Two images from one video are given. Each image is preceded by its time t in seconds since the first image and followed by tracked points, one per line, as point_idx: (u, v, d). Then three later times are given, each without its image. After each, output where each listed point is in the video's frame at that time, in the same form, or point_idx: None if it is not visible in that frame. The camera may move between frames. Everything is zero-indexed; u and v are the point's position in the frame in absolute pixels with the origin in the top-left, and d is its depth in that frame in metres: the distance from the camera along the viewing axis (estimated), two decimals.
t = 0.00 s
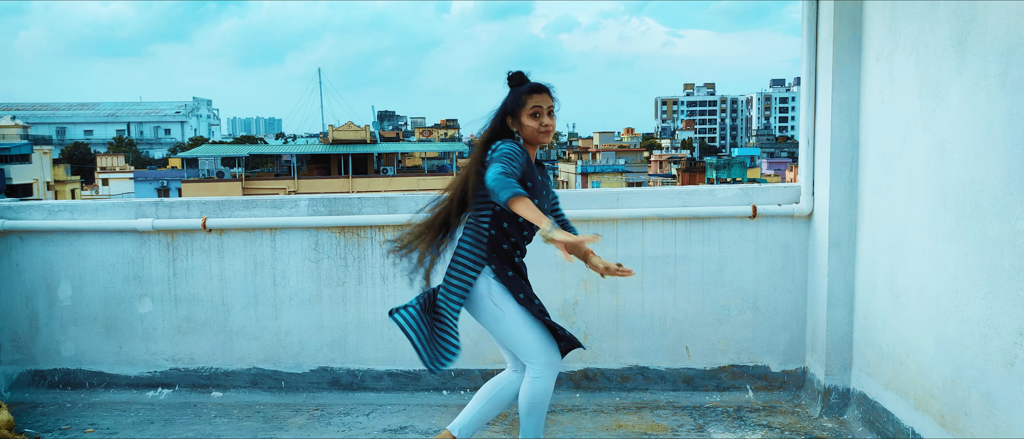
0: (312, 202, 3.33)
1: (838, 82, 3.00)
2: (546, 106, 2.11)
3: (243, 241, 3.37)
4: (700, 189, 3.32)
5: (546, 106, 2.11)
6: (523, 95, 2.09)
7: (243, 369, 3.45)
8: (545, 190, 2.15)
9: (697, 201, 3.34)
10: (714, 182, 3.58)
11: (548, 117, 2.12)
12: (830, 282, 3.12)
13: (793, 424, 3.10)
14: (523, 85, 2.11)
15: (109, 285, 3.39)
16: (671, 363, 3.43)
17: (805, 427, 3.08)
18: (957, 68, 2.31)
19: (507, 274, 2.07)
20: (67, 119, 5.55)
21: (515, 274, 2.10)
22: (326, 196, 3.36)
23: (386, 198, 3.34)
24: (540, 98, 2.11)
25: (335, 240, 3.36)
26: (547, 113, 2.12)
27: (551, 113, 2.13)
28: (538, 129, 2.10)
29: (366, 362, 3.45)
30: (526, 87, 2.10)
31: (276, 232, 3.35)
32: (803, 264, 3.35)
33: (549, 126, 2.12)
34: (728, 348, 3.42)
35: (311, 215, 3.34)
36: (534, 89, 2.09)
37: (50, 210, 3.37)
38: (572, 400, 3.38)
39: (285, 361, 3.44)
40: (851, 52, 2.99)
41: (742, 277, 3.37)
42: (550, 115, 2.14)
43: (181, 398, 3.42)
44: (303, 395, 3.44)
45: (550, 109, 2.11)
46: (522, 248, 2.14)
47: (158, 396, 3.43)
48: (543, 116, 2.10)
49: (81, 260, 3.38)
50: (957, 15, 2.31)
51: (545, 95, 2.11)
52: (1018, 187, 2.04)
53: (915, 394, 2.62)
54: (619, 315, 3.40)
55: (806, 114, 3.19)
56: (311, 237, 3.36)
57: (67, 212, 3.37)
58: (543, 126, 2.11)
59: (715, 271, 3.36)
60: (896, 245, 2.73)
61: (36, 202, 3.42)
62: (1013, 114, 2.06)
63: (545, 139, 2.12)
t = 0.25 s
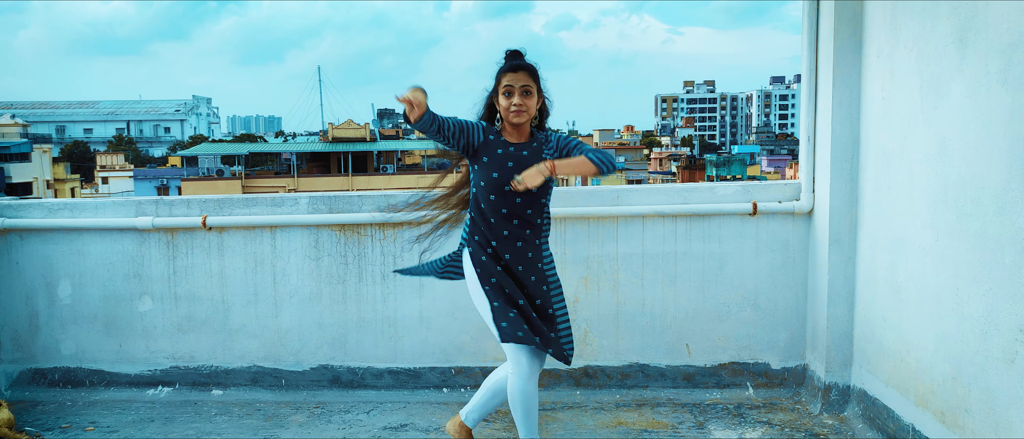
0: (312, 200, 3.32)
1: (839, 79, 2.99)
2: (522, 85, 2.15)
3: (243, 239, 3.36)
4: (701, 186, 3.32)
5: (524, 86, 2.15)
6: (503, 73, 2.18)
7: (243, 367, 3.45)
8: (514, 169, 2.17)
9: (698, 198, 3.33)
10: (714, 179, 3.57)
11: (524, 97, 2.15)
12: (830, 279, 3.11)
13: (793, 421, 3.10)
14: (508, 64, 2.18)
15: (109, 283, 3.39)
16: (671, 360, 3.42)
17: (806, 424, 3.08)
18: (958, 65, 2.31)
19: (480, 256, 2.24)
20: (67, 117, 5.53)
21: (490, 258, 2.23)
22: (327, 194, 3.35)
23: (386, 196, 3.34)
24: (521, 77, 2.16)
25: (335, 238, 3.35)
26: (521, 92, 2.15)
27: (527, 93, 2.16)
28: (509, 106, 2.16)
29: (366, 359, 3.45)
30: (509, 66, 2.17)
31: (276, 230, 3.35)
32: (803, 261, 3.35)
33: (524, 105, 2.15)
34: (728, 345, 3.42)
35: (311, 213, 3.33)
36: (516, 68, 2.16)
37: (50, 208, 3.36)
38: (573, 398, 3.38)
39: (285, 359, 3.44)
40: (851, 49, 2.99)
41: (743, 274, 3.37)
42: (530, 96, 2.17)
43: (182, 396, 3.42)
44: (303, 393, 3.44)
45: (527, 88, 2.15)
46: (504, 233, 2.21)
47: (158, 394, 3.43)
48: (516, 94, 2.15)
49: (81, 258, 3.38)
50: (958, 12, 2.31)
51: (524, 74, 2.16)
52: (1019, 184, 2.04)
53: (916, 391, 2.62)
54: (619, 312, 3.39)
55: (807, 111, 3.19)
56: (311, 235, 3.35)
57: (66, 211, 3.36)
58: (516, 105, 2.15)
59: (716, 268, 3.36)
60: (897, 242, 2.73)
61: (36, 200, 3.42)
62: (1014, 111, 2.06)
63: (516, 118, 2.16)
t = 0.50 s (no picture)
0: (311, 202, 3.31)
1: (837, 83, 3.00)
2: (522, 75, 2.13)
3: (241, 241, 3.36)
4: (700, 189, 3.32)
5: (524, 77, 2.14)
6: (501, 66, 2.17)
7: (241, 369, 3.44)
8: (530, 159, 2.09)
9: (696, 202, 3.34)
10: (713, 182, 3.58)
11: (524, 88, 2.14)
12: (829, 282, 3.12)
13: (792, 425, 3.10)
14: (505, 56, 2.17)
15: (108, 285, 3.39)
16: (669, 364, 3.43)
17: (804, 428, 3.08)
18: (956, 69, 2.32)
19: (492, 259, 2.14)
20: (65, 119, 5.53)
21: (506, 261, 2.11)
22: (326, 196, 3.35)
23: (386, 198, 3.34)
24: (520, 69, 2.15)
25: (334, 241, 3.35)
26: (523, 82, 2.14)
27: (528, 84, 2.15)
28: (510, 96, 2.13)
29: (365, 362, 3.44)
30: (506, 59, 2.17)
31: (275, 232, 3.35)
32: (802, 265, 3.35)
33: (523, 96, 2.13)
34: (727, 349, 3.42)
35: (310, 215, 3.32)
36: (512, 59, 2.15)
37: (48, 210, 3.36)
38: (571, 401, 3.38)
39: (283, 362, 3.44)
40: (850, 53, 2.99)
41: (741, 278, 3.37)
42: (529, 87, 2.16)
43: (180, 399, 3.41)
44: (302, 395, 3.44)
45: (525, 78, 2.13)
46: (525, 229, 2.09)
47: (156, 397, 3.42)
48: (516, 85, 2.12)
49: (79, 260, 3.38)
50: (956, 16, 2.31)
51: (523, 66, 2.15)
52: (1017, 188, 2.05)
53: (914, 395, 2.62)
54: (618, 315, 3.39)
55: (805, 114, 3.19)
56: (310, 237, 3.35)
57: (65, 212, 3.36)
58: (517, 95, 2.13)
59: (714, 272, 3.36)
60: (895, 245, 2.74)
61: (34, 202, 3.41)
62: (1012, 115, 2.06)
63: (517, 108, 2.13)
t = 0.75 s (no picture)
0: (311, 203, 3.33)
1: (837, 85, 3.00)
2: (535, 77, 2.17)
3: (241, 241, 3.36)
4: (699, 190, 3.33)
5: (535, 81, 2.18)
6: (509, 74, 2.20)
7: (240, 370, 3.44)
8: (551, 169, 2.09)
9: (695, 203, 3.35)
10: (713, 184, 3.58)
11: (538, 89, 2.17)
12: (828, 284, 3.12)
13: (791, 426, 3.11)
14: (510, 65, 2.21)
15: (107, 285, 3.38)
16: (668, 365, 3.43)
17: (803, 430, 3.08)
18: (956, 71, 2.32)
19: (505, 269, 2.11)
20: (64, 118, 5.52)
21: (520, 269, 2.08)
22: (325, 197, 3.35)
23: (385, 199, 3.34)
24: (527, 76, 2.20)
25: (334, 241, 3.35)
26: (536, 84, 2.18)
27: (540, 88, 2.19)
28: (527, 95, 2.14)
29: (364, 363, 3.44)
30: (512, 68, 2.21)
31: (274, 232, 3.35)
32: (801, 267, 3.36)
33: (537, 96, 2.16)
34: (726, 350, 3.42)
35: (310, 216, 3.34)
36: (520, 66, 2.20)
37: (47, 209, 3.36)
38: (571, 402, 3.38)
39: (282, 362, 3.43)
40: (849, 55, 3.00)
41: (740, 279, 3.37)
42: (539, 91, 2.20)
43: (179, 399, 3.41)
44: (301, 396, 3.44)
45: (537, 80, 2.17)
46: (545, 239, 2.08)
47: (155, 397, 3.42)
48: (532, 84, 2.15)
49: (78, 260, 3.37)
50: (956, 19, 2.32)
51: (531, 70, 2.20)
52: (1017, 190, 2.05)
53: (913, 397, 2.62)
54: (617, 316, 3.40)
55: (805, 116, 3.20)
56: (309, 238, 3.35)
57: (63, 212, 3.36)
58: (533, 94, 2.15)
59: (714, 273, 3.37)
60: (894, 247, 2.74)
61: (33, 202, 3.41)
62: (1012, 117, 2.07)
63: (535, 106, 2.14)
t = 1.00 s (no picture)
0: (314, 204, 3.33)
1: (840, 88, 3.00)
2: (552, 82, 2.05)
3: (244, 242, 3.36)
4: (703, 193, 3.33)
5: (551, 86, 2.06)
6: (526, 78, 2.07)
7: (243, 370, 3.44)
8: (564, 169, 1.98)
9: (699, 206, 3.35)
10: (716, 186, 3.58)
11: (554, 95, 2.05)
12: (831, 288, 3.11)
13: (794, 430, 3.10)
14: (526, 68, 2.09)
15: (110, 285, 3.39)
16: (671, 368, 3.43)
17: (807, 433, 3.07)
18: (960, 74, 2.32)
19: (522, 280, 1.98)
20: (68, 119, 5.53)
21: (536, 278, 1.95)
22: (328, 197, 3.36)
23: (388, 200, 3.34)
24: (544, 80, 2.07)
25: (337, 242, 3.35)
26: (553, 90, 2.05)
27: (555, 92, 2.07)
28: (543, 101, 2.02)
29: (367, 364, 3.44)
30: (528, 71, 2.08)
31: (277, 233, 3.35)
32: (804, 270, 3.35)
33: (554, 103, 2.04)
34: (729, 353, 3.41)
35: (313, 217, 3.34)
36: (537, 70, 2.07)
37: (52, 209, 3.37)
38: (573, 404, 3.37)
39: (285, 363, 3.44)
40: (853, 58, 3.00)
41: (743, 282, 3.37)
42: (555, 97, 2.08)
43: (182, 399, 3.41)
44: (303, 397, 3.44)
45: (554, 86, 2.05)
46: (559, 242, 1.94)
47: (158, 397, 3.42)
48: (549, 91, 2.03)
49: (82, 260, 3.38)
50: (961, 22, 2.32)
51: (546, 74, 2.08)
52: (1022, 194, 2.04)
53: (917, 401, 2.61)
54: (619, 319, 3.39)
55: (809, 119, 3.19)
56: (312, 239, 3.35)
57: (68, 212, 3.37)
58: (550, 101, 2.03)
59: (717, 276, 3.36)
60: (898, 251, 2.73)
61: (38, 202, 3.42)
62: (1017, 121, 2.06)
63: (552, 113, 2.03)
